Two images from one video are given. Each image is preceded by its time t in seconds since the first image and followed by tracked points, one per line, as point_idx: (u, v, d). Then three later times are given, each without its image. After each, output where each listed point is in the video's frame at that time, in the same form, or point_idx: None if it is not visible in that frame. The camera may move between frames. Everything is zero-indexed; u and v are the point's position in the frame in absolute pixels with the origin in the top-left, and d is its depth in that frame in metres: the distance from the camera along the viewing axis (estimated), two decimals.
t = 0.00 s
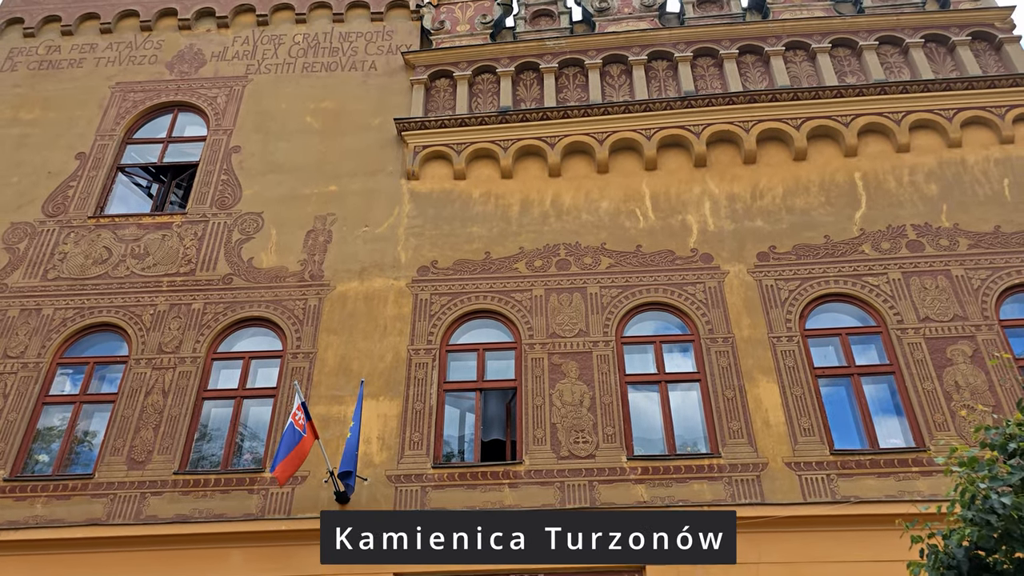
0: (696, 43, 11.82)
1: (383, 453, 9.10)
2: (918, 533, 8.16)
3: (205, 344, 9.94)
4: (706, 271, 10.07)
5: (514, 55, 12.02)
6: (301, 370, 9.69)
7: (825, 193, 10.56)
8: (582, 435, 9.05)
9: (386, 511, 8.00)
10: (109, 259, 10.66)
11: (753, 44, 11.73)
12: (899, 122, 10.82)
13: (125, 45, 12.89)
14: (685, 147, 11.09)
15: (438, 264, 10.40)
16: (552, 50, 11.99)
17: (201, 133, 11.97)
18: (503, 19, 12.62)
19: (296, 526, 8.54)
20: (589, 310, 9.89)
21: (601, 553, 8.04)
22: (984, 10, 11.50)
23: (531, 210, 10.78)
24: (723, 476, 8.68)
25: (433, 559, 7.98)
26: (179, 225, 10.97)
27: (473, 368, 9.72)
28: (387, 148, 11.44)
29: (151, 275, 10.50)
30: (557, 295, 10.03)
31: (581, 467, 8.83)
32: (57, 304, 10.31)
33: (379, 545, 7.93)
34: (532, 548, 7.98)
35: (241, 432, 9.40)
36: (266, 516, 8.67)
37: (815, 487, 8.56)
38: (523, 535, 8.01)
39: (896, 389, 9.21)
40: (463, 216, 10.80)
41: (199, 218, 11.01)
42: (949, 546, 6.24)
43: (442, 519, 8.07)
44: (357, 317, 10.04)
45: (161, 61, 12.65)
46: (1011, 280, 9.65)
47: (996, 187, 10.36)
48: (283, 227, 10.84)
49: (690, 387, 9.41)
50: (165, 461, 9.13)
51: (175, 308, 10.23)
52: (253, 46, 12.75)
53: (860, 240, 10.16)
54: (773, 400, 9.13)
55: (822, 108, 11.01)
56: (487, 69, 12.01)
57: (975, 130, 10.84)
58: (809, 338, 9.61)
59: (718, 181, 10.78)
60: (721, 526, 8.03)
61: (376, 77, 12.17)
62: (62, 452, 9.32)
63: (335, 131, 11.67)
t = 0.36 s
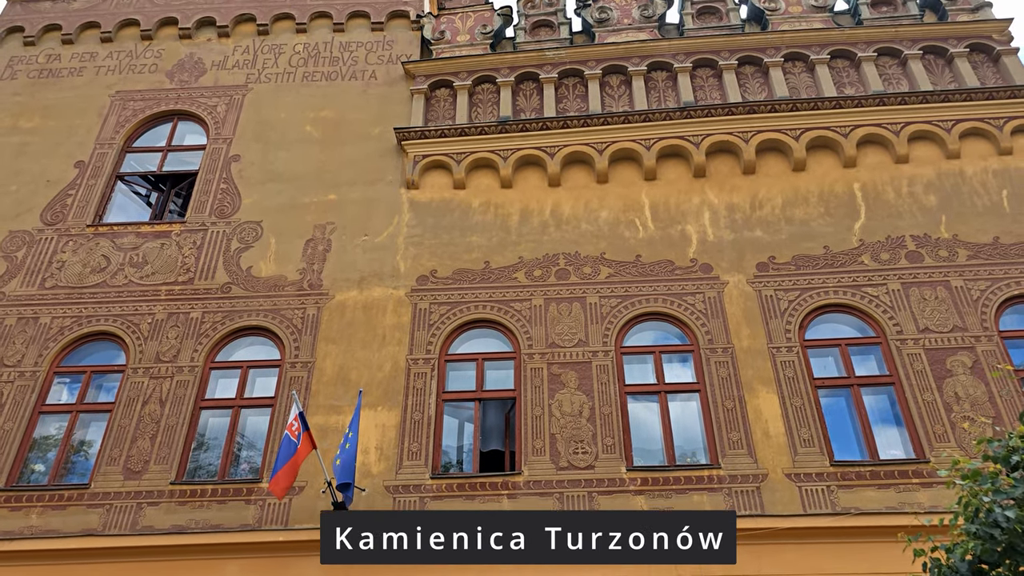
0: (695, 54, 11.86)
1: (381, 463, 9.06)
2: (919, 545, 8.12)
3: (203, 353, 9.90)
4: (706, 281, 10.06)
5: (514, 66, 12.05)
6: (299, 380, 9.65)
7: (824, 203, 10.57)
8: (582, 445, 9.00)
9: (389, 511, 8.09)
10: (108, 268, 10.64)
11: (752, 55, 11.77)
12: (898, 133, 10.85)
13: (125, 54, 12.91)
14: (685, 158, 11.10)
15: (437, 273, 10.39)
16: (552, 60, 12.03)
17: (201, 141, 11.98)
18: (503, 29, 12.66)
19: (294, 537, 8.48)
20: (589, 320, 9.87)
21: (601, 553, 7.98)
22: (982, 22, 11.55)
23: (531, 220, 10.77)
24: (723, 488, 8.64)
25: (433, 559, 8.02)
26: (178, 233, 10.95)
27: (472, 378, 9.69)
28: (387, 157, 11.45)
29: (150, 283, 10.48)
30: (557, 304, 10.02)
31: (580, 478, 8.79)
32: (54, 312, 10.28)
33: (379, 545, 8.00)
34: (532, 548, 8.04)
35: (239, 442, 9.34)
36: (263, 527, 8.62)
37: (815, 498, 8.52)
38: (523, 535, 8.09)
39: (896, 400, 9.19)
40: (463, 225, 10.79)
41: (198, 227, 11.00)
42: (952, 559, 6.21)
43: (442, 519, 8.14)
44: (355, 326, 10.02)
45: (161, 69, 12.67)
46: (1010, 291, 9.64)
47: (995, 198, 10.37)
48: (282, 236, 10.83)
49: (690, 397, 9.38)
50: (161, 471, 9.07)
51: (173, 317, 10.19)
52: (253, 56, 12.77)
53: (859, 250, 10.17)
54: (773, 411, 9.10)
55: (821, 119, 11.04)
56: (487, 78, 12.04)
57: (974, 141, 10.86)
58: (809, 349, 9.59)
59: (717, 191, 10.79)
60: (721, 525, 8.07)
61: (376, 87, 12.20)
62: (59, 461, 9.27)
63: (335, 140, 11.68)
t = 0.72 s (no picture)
0: (694, 64, 11.90)
1: (378, 473, 9.01)
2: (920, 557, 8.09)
3: (200, 361, 9.86)
4: (704, 291, 10.05)
5: (514, 75, 12.07)
6: (297, 389, 9.60)
7: (822, 213, 10.58)
8: (580, 455, 8.96)
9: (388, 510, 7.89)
10: (104, 275, 10.60)
11: (751, 66, 11.82)
12: (896, 144, 10.88)
13: (124, 61, 12.91)
14: (684, 167, 11.11)
15: (436, 282, 10.37)
16: (551, 70, 12.05)
17: (199, 149, 11.96)
18: (503, 39, 12.70)
19: (290, 547, 8.42)
20: (588, 330, 9.85)
21: (601, 553, 7.85)
22: (980, 34, 11.60)
23: (530, 229, 10.77)
24: (722, 498, 8.60)
25: (432, 558, 7.85)
26: (176, 241, 10.91)
27: (471, 387, 9.65)
28: (386, 166, 11.44)
29: (147, 291, 10.44)
30: (556, 313, 10.00)
31: (579, 488, 8.75)
32: (51, 320, 10.23)
33: (379, 545, 7.82)
34: (532, 548, 7.85)
35: (235, 451, 9.28)
36: (258, 537, 8.55)
37: (814, 510, 8.49)
38: (523, 535, 7.85)
39: (895, 411, 9.17)
40: (462, 234, 10.78)
41: (196, 234, 10.96)
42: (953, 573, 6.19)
43: (442, 518, 7.86)
44: (353, 334, 9.99)
45: (161, 77, 12.67)
46: (1009, 302, 9.64)
47: (992, 209, 10.39)
48: (280, 244, 10.80)
49: (688, 408, 9.35)
50: (157, 480, 9.00)
51: (170, 325, 10.15)
52: (253, 64, 12.78)
53: (858, 261, 10.17)
54: (772, 421, 9.08)
55: (820, 130, 11.07)
56: (487, 88, 12.06)
57: (971, 153, 10.90)
58: (807, 359, 9.57)
59: (716, 201, 10.80)
60: (721, 526, 7.96)
61: (376, 96, 12.20)
62: (53, 470, 9.20)
63: (334, 148, 11.67)
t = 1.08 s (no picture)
0: (692, 75, 11.95)
1: (374, 483, 8.97)
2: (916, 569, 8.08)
3: (196, 370, 9.81)
4: (701, 301, 10.06)
5: (512, 85, 12.10)
6: (293, 398, 9.56)
7: (819, 225, 10.61)
8: (577, 466, 8.94)
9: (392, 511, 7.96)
10: (100, 283, 10.56)
11: (748, 77, 11.88)
12: (892, 156, 10.94)
13: (123, 69, 12.91)
14: (681, 178, 11.15)
15: (433, 291, 10.36)
16: (550, 80, 12.09)
17: (196, 157, 11.95)
18: (501, 50, 12.74)
19: (284, 558, 8.36)
20: (585, 339, 9.84)
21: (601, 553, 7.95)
22: (975, 47, 11.69)
23: (527, 238, 10.77)
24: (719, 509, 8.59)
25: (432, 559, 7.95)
26: (172, 249, 10.88)
27: (467, 397, 9.62)
28: (383, 174, 11.45)
29: (142, 299, 10.40)
30: (553, 323, 10.00)
31: (575, 499, 8.72)
32: (45, 328, 10.18)
33: (379, 545, 7.85)
34: (532, 548, 7.91)
35: (230, 460, 9.23)
36: (253, 547, 8.49)
37: (811, 521, 8.47)
38: (523, 535, 7.96)
39: (891, 422, 9.17)
40: (459, 243, 10.78)
41: (193, 242, 10.94)
42: None
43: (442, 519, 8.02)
44: (350, 343, 9.96)
45: (159, 85, 12.67)
46: (1004, 313, 9.68)
47: (987, 221, 10.44)
48: (277, 252, 10.78)
49: (685, 418, 9.33)
50: (150, 489, 8.94)
51: (165, 333, 10.11)
52: (251, 72, 12.79)
53: (854, 271, 10.20)
54: (769, 432, 9.08)
55: (816, 142, 11.12)
56: (485, 98, 12.09)
57: (967, 165, 10.96)
58: (804, 370, 9.58)
59: (713, 212, 10.82)
60: (721, 525, 8.09)
61: (374, 105, 12.22)
62: (46, 478, 9.13)
63: (332, 157, 11.67)
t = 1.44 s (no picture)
0: (687, 85, 12.01)
1: (368, 491, 8.93)
2: None
3: (189, 376, 9.76)
4: (696, 310, 10.08)
5: (508, 93, 12.13)
6: (286, 405, 9.52)
7: (813, 234, 10.65)
8: (571, 474, 8.92)
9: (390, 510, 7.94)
10: (93, 288, 10.51)
11: (743, 87, 11.94)
12: (885, 166, 11.00)
13: (119, 74, 12.89)
14: (676, 187, 11.18)
15: (428, 298, 10.35)
16: (546, 89, 12.12)
17: (192, 163, 11.92)
18: (498, 58, 12.78)
19: (276, 567, 8.31)
20: (580, 348, 9.84)
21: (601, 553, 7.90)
22: (967, 60, 11.79)
23: (522, 246, 10.78)
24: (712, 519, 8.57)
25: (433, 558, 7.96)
26: (166, 255, 10.85)
27: (462, 405, 9.60)
28: (379, 181, 11.44)
29: (136, 305, 10.35)
30: (548, 331, 9.99)
31: (569, 507, 8.70)
32: (37, 333, 10.11)
33: (379, 545, 7.86)
34: (532, 548, 7.93)
35: (223, 467, 9.17)
36: (244, 555, 8.43)
37: (804, 531, 8.46)
38: (523, 535, 7.98)
39: (884, 432, 9.18)
40: (455, 251, 10.78)
41: (187, 248, 10.90)
42: None
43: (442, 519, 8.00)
44: (344, 350, 9.93)
45: (155, 90, 12.65)
46: (997, 324, 9.72)
47: (980, 232, 10.51)
48: (272, 259, 10.75)
49: (680, 427, 9.32)
50: (142, 497, 8.88)
51: (158, 339, 10.06)
52: (248, 78, 12.78)
53: (848, 281, 10.24)
54: (763, 441, 9.08)
55: (811, 152, 11.18)
56: (481, 106, 12.12)
57: (960, 176, 11.03)
58: (798, 379, 9.59)
59: (708, 221, 10.85)
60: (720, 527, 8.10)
61: (370, 112, 12.23)
62: (36, 485, 9.05)
63: (328, 164, 11.67)
